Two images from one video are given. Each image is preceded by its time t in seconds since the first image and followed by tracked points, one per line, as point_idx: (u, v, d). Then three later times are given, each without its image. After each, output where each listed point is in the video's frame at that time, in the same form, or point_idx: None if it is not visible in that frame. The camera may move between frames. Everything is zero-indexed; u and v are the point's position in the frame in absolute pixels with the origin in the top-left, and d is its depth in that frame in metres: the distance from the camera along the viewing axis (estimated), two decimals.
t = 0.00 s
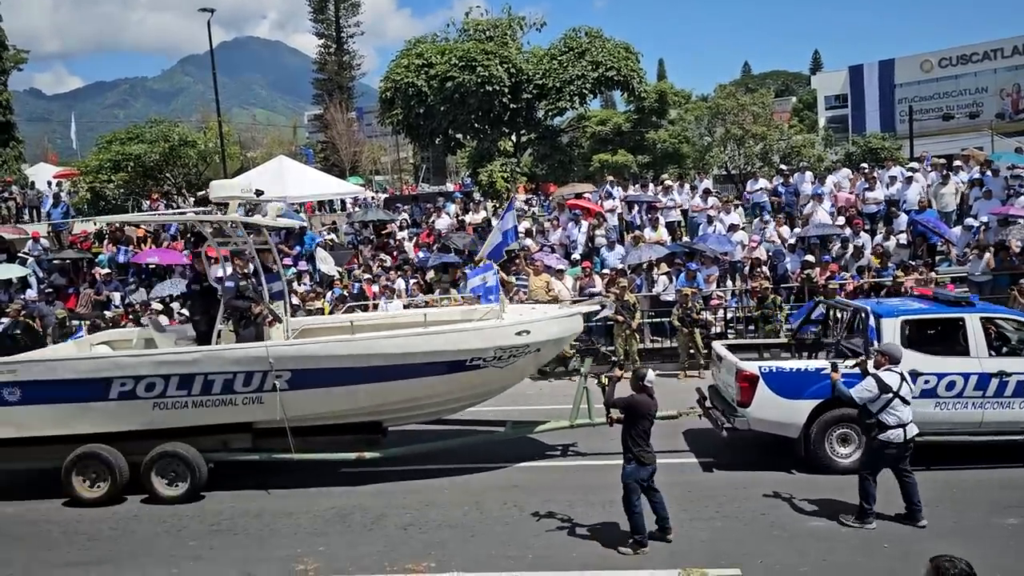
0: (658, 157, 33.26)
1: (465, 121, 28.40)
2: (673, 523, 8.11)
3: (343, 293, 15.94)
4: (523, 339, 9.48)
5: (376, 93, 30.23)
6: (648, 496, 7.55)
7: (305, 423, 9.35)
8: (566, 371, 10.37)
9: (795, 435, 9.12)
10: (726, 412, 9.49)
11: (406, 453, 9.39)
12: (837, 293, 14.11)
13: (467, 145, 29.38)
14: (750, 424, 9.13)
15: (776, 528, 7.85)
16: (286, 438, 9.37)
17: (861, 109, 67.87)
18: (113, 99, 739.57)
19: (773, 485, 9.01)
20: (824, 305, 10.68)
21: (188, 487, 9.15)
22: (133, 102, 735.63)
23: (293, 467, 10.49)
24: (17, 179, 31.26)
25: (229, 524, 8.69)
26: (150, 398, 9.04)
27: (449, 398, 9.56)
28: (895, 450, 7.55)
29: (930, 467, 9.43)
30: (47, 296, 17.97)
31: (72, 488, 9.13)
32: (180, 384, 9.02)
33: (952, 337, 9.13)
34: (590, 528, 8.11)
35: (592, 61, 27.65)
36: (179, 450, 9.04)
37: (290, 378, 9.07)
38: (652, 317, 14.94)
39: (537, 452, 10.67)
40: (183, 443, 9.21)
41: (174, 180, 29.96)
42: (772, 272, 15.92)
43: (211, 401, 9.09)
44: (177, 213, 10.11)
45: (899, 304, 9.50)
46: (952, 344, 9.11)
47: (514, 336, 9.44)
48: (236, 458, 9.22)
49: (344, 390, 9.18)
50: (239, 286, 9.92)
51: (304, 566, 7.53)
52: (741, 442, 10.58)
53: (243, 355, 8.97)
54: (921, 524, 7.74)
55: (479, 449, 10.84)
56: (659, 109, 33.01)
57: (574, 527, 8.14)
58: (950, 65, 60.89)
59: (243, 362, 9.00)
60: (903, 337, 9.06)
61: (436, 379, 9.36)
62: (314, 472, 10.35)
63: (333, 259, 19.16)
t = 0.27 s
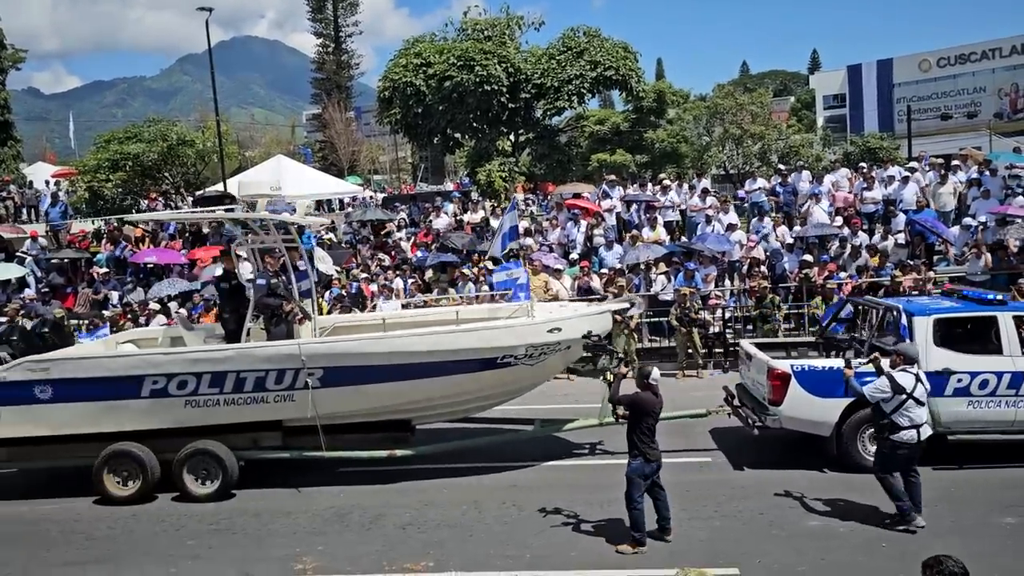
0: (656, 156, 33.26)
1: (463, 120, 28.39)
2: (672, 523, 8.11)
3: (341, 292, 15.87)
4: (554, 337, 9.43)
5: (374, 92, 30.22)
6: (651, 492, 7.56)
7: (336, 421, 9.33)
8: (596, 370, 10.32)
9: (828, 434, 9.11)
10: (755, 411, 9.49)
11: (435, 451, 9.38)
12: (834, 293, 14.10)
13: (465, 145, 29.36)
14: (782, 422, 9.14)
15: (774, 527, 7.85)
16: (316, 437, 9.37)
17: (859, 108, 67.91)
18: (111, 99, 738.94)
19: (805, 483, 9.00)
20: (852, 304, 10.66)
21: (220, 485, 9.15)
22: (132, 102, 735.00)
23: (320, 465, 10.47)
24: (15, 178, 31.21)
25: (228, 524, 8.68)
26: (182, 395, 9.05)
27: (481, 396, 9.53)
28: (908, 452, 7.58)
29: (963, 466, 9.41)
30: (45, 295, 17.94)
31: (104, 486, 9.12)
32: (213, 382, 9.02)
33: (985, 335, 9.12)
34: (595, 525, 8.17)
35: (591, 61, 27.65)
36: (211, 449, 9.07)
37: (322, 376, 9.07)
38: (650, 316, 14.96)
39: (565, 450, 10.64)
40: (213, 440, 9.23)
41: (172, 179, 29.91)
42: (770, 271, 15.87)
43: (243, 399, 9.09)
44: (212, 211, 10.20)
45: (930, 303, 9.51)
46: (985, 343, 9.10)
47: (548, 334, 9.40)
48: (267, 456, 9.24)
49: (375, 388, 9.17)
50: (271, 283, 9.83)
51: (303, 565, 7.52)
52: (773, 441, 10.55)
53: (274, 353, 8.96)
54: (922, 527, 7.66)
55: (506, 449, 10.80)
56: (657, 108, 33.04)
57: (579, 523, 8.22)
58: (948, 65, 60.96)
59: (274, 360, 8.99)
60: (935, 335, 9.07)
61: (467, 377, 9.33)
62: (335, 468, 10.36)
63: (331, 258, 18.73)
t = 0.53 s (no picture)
0: (650, 158, 33.34)
1: (457, 121, 28.38)
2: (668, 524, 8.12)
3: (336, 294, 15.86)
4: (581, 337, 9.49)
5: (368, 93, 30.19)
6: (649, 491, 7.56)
7: (363, 421, 9.36)
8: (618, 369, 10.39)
9: (856, 433, 9.11)
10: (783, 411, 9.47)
11: (460, 451, 9.39)
12: (828, 295, 14.12)
13: (460, 146, 29.35)
14: (810, 422, 9.14)
15: (767, 528, 7.87)
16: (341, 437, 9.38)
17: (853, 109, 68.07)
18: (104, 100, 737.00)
19: (831, 483, 9.00)
20: (875, 304, 10.68)
21: (246, 486, 9.16)
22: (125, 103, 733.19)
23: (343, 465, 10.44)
24: (8, 179, 31.09)
25: (222, 526, 8.66)
26: (210, 395, 9.08)
27: (508, 395, 9.56)
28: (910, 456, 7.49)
29: (989, 466, 9.43)
30: (38, 296, 17.89)
31: (130, 487, 9.15)
32: (240, 381, 9.06)
33: (1013, 335, 9.16)
34: (593, 524, 8.21)
35: (585, 62, 27.71)
36: (237, 449, 9.08)
37: (350, 376, 9.10)
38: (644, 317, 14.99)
39: (589, 451, 10.63)
40: (239, 440, 9.24)
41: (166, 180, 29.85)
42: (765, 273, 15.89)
43: (270, 399, 9.11)
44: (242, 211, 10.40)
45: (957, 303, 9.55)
46: (1013, 342, 9.15)
47: (576, 334, 9.45)
48: (292, 456, 9.23)
49: (403, 387, 9.19)
50: (297, 283, 10.07)
51: (297, 567, 7.51)
52: (800, 441, 10.55)
53: (303, 352, 9.00)
54: (932, 535, 7.51)
55: (528, 450, 10.78)
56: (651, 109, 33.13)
57: (578, 522, 8.27)
58: (941, 67, 61.18)
59: (303, 360, 9.02)
60: (964, 335, 9.11)
61: (494, 377, 9.38)
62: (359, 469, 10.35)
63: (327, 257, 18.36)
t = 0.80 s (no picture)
0: (640, 161, 33.48)
1: (447, 125, 28.37)
2: (659, 526, 8.13)
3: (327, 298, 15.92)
4: (604, 339, 9.48)
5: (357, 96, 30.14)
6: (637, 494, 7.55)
7: (385, 424, 9.38)
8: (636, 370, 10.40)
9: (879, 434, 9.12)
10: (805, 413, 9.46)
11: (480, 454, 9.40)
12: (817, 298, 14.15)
13: (449, 149, 29.35)
14: (832, 424, 9.13)
15: (756, 530, 7.88)
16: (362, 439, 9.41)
17: (841, 113, 68.47)
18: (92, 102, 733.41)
19: (851, 484, 9.02)
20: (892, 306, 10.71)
21: (267, 489, 9.14)
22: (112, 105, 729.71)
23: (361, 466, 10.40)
24: None
25: (211, 530, 8.62)
26: (232, 398, 9.10)
27: (530, 397, 9.58)
28: (905, 460, 7.48)
29: (1010, 466, 9.47)
30: (24, 301, 17.77)
31: (151, 490, 9.11)
32: (263, 385, 9.08)
33: None
34: (583, 526, 8.21)
35: (574, 65, 27.76)
36: (259, 452, 9.06)
37: (373, 379, 9.11)
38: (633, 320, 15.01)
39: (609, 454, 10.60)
40: (260, 443, 9.22)
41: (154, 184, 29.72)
42: (754, 276, 16.01)
43: (292, 403, 9.13)
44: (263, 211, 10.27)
45: (976, 303, 9.58)
46: None
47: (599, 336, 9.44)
48: (313, 459, 9.21)
49: (425, 390, 9.22)
50: (320, 287, 10.02)
51: (285, 572, 7.48)
52: (820, 442, 10.56)
53: (326, 355, 9.02)
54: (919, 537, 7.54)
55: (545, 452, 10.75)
56: (641, 113, 33.22)
57: (569, 524, 8.27)
58: (928, 71, 61.61)
59: (326, 362, 9.05)
60: (985, 336, 9.15)
61: (518, 379, 9.39)
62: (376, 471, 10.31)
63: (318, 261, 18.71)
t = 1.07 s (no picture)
0: (626, 166, 33.62)
1: (433, 129, 28.35)
2: (648, 530, 8.13)
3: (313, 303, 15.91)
4: (626, 342, 9.42)
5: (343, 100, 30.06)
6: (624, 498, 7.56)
7: (405, 428, 9.36)
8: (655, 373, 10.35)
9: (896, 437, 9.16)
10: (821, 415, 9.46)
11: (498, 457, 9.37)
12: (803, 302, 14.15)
13: (435, 153, 29.33)
14: (849, 427, 9.14)
15: (743, 535, 7.89)
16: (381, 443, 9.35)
17: (825, 118, 68.91)
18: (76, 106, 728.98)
19: (867, 487, 9.03)
20: (905, 309, 10.80)
21: (286, 493, 9.11)
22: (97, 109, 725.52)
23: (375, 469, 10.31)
24: None
25: (195, 537, 8.54)
26: (250, 402, 9.05)
27: (551, 400, 9.52)
28: (897, 466, 7.47)
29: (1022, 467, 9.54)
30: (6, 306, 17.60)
31: (169, 494, 9.06)
32: (282, 389, 9.04)
33: None
34: (570, 531, 8.19)
35: (561, 70, 27.76)
36: (278, 456, 9.01)
37: (393, 382, 9.09)
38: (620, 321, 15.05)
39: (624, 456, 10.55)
40: (277, 447, 9.18)
41: (138, 188, 29.51)
42: (740, 280, 16.06)
43: (310, 406, 9.09)
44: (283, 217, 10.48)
45: (990, 306, 9.66)
46: None
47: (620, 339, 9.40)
48: (331, 463, 9.16)
49: (445, 394, 9.20)
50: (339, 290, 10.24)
51: None
52: (835, 445, 10.61)
53: (345, 359, 8.99)
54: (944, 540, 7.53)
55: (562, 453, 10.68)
56: (628, 118, 33.32)
57: (556, 529, 8.25)
58: (911, 77, 62.13)
59: (345, 366, 9.01)
60: (1000, 339, 9.23)
61: (538, 382, 9.34)
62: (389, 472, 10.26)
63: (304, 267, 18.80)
